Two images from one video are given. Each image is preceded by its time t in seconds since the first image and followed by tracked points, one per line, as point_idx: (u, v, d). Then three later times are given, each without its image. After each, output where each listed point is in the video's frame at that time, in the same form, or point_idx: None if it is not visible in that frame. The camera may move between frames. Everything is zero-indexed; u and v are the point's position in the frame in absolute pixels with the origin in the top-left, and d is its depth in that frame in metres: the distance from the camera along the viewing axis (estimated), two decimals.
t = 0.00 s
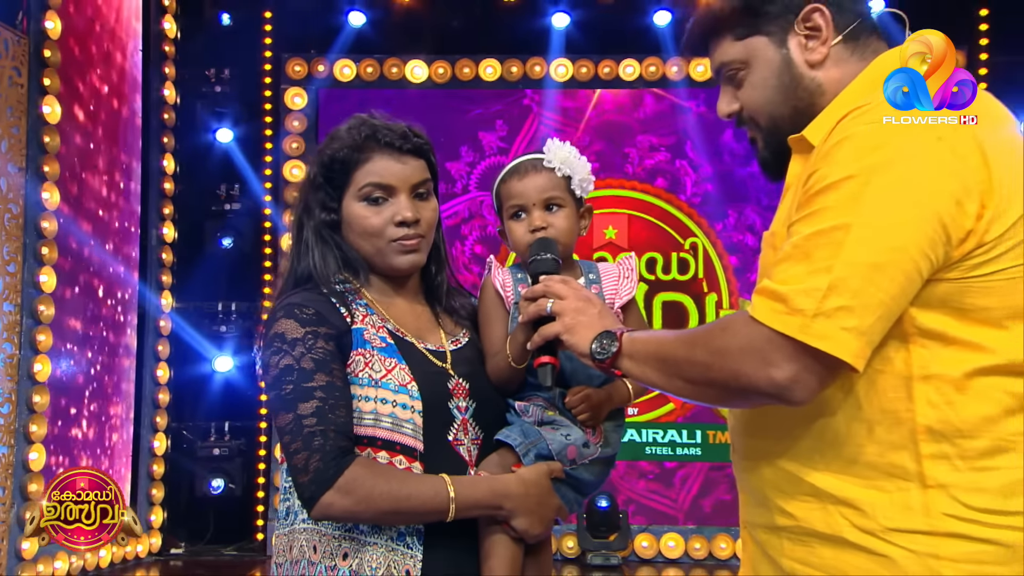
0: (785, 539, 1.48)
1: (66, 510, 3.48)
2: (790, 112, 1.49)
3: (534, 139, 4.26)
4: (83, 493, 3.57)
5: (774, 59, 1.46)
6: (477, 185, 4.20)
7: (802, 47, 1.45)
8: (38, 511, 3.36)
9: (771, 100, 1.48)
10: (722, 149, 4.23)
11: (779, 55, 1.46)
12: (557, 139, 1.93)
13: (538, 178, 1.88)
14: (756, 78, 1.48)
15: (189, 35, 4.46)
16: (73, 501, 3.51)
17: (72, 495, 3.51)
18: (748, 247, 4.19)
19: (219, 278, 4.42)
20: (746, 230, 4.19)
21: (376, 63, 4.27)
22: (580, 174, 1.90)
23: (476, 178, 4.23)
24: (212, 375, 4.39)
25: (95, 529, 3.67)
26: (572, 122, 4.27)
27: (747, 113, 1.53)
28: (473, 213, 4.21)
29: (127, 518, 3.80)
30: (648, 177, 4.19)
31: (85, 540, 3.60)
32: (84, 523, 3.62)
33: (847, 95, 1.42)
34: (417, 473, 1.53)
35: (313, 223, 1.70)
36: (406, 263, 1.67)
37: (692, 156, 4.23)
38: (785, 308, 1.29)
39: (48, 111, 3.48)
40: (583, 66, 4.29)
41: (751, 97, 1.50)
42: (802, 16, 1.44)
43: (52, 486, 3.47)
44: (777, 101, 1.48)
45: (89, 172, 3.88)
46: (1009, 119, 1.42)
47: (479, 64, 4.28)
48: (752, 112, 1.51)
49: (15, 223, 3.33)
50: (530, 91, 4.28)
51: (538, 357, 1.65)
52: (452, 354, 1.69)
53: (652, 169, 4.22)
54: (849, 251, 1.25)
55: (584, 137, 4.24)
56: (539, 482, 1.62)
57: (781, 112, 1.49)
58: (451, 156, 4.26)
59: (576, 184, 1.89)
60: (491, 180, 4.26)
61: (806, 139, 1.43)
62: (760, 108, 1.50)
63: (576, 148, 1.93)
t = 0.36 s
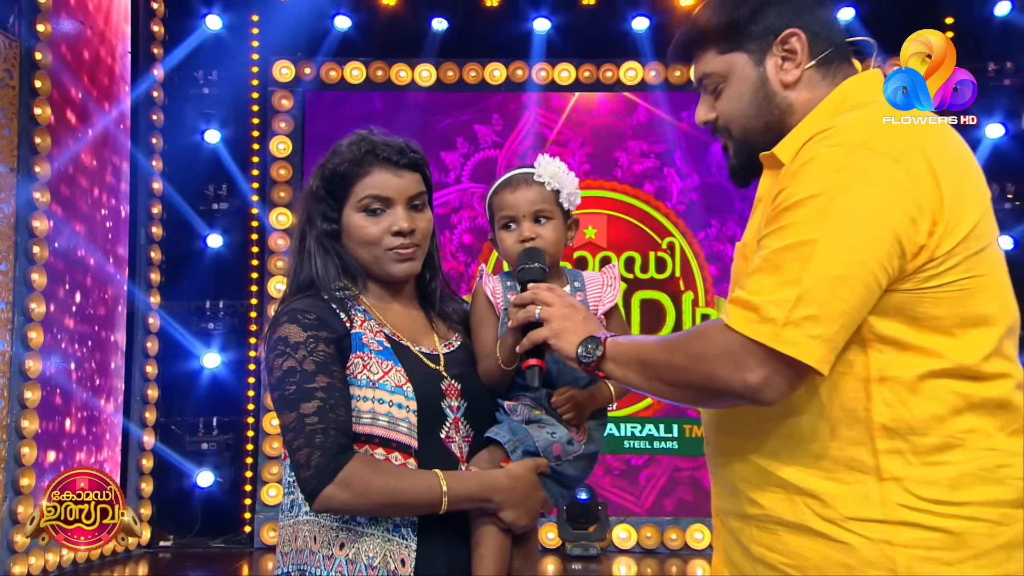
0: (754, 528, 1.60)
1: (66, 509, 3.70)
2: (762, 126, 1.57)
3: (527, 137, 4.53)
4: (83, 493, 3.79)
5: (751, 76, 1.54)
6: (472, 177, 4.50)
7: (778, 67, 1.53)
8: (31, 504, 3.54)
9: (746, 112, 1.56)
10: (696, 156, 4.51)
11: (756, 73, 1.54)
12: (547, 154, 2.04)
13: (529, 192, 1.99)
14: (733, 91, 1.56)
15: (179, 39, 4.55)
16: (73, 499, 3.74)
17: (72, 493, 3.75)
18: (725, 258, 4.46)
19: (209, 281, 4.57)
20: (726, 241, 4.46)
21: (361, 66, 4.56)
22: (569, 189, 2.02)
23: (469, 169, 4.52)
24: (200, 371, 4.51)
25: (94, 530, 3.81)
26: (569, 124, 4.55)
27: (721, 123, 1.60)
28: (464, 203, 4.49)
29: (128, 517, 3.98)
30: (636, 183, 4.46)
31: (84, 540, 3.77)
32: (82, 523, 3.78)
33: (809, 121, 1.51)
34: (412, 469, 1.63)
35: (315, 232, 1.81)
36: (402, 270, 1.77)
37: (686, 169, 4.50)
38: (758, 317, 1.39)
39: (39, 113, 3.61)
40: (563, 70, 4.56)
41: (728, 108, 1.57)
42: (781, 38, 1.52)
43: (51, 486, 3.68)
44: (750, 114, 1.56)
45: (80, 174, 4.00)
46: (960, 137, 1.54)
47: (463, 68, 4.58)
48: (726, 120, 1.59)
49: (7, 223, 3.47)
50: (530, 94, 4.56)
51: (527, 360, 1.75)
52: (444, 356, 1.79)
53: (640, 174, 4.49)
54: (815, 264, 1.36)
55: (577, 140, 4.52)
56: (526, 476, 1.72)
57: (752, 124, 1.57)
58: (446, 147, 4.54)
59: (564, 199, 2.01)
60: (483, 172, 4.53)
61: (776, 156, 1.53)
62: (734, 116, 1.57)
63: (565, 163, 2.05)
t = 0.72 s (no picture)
0: (724, 511, 1.69)
1: (66, 510, 3.97)
2: (729, 152, 1.69)
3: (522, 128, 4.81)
4: (83, 493, 4.01)
5: (713, 106, 1.65)
6: (464, 162, 4.77)
7: (736, 94, 1.65)
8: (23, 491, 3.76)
9: (714, 146, 1.68)
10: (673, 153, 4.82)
11: (718, 103, 1.66)
12: (530, 162, 2.17)
13: (513, 198, 2.11)
14: (701, 123, 1.67)
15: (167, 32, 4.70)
16: (72, 499, 3.99)
17: (72, 494, 4.00)
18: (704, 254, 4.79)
19: (198, 276, 4.71)
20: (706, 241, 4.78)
21: (347, 61, 4.76)
22: (550, 194, 2.14)
23: (462, 155, 4.79)
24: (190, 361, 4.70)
25: (96, 529, 4.10)
26: (562, 116, 4.83)
27: (695, 153, 1.71)
28: (454, 186, 4.76)
29: (127, 517, 4.21)
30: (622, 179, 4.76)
31: (84, 541, 4.05)
32: (81, 522, 4.02)
33: (774, 134, 1.63)
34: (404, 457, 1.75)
35: (312, 232, 1.91)
36: (391, 268, 1.87)
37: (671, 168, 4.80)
38: (727, 316, 1.49)
39: (30, 106, 3.81)
40: (546, 66, 4.84)
41: (697, 141, 1.68)
42: (734, 68, 1.64)
43: (52, 487, 3.95)
44: (717, 144, 1.68)
45: (73, 167, 4.20)
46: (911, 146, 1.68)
47: (445, 64, 4.82)
48: (697, 150, 1.70)
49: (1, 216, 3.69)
50: (524, 89, 4.84)
51: (513, 356, 1.87)
52: (433, 352, 1.91)
53: (629, 171, 4.79)
54: (781, 267, 1.46)
55: (570, 133, 4.80)
56: (509, 464, 1.84)
57: (721, 153, 1.69)
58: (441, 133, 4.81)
59: (546, 204, 2.13)
60: (477, 158, 4.81)
61: (743, 169, 1.64)
62: (703, 147, 1.69)
63: (546, 170, 2.17)
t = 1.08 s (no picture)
0: (690, 482, 1.77)
1: (67, 508, 4.03)
2: (698, 150, 1.81)
3: (517, 109, 5.16)
4: (83, 493, 4.06)
5: (684, 106, 1.77)
6: (456, 139, 5.11)
7: (704, 96, 1.77)
8: (17, 465, 3.88)
9: (686, 140, 1.79)
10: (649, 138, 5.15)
11: (688, 104, 1.77)
12: (509, 158, 2.29)
13: (494, 194, 2.23)
14: (672, 123, 1.79)
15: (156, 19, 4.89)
16: (73, 499, 4.06)
17: (73, 493, 4.08)
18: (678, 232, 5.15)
19: (185, 253, 4.96)
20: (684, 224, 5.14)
21: (333, 48, 5.08)
22: (529, 188, 2.26)
23: (456, 131, 5.13)
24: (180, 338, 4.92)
25: (97, 528, 4.02)
26: (554, 102, 5.17)
27: (665, 151, 1.83)
28: (446, 161, 5.11)
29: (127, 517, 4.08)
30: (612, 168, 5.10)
31: (86, 541, 3.96)
32: (82, 522, 4.00)
33: (736, 135, 1.74)
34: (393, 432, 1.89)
35: (304, 219, 2.03)
36: (377, 253, 1.99)
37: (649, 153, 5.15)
38: (693, 303, 1.58)
39: (21, 90, 3.91)
40: (527, 53, 5.17)
41: (669, 137, 1.80)
42: (703, 73, 1.76)
43: (52, 486, 4.07)
44: (688, 143, 1.80)
45: (63, 149, 4.31)
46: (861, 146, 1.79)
47: (429, 50, 5.14)
48: (669, 148, 1.82)
49: None
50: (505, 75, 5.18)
51: (494, 339, 2.02)
52: (419, 334, 2.04)
53: (616, 161, 5.13)
54: (743, 259, 1.55)
55: (562, 119, 5.14)
56: (491, 438, 1.98)
57: (691, 150, 1.80)
58: (437, 108, 5.15)
59: (525, 198, 2.25)
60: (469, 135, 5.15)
61: (709, 166, 1.74)
62: (675, 145, 1.80)
63: (523, 164, 2.29)
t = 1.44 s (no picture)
0: (653, 458, 1.92)
1: (67, 511, 3.62)
2: (663, 149, 1.95)
3: (511, 98, 5.33)
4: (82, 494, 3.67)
5: (650, 108, 1.91)
6: (451, 122, 5.27)
7: (669, 99, 1.91)
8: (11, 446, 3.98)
9: (649, 138, 1.93)
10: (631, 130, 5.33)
11: (654, 106, 1.91)
12: (491, 157, 2.42)
13: (477, 191, 2.37)
14: (638, 122, 1.92)
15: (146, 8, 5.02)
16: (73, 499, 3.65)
17: (73, 494, 3.66)
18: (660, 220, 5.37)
19: (176, 239, 5.04)
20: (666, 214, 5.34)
21: (320, 39, 5.20)
22: (509, 185, 2.39)
23: (451, 114, 5.30)
24: (169, 324, 5.02)
25: (95, 531, 3.63)
26: (551, 94, 5.34)
27: (632, 147, 1.97)
28: (439, 143, 5.27)
29: (130, 520, 3.70)
30: (599, 163, 5.28)
31: (85, 542, 3.60)
32: (81, 523, 3.62)
33: (699, 138, 1.88)
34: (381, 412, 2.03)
35: (297, 215, 2.16)
36: (365, 246, 2.12)
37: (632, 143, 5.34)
38: (657, 295, 1.72)
39: (13, 79, 3.98)
40: (510, 45, 5.33)
41: (636, 136, 1.94)
42: (669, 77, 1.90)
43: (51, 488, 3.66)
44: (652, 141, 1.93)
45: (55, 138, 4.42)
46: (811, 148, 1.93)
47: (416, 41, 5.29)
48: (635, 146, 1.96)
49: None
50: (490, 67, 5.33)
51: (476, 328, 2.16)
52: (406, 321, 2.18)
53: (604, 157, 5.31)
54: (702, 254, 1.69)
55: (555, 110, 5.31)
56: (471, 418, 2.13)
57: (654, 148, 1.94)
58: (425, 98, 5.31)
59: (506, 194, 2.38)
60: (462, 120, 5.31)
61: (674, 166, 1.88)
62: (641, 143, 1.94)
63: (504, 163, 2.42)
